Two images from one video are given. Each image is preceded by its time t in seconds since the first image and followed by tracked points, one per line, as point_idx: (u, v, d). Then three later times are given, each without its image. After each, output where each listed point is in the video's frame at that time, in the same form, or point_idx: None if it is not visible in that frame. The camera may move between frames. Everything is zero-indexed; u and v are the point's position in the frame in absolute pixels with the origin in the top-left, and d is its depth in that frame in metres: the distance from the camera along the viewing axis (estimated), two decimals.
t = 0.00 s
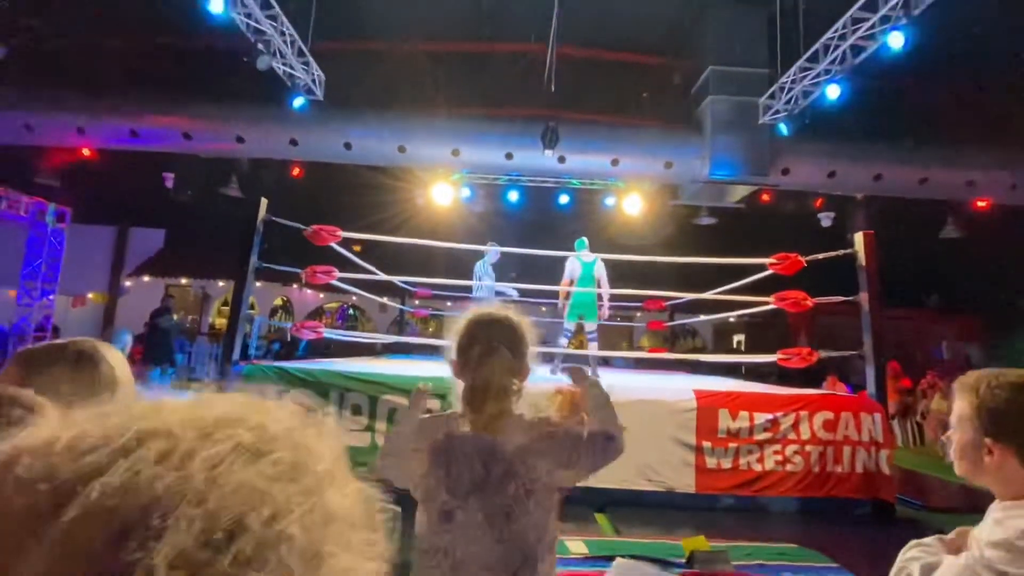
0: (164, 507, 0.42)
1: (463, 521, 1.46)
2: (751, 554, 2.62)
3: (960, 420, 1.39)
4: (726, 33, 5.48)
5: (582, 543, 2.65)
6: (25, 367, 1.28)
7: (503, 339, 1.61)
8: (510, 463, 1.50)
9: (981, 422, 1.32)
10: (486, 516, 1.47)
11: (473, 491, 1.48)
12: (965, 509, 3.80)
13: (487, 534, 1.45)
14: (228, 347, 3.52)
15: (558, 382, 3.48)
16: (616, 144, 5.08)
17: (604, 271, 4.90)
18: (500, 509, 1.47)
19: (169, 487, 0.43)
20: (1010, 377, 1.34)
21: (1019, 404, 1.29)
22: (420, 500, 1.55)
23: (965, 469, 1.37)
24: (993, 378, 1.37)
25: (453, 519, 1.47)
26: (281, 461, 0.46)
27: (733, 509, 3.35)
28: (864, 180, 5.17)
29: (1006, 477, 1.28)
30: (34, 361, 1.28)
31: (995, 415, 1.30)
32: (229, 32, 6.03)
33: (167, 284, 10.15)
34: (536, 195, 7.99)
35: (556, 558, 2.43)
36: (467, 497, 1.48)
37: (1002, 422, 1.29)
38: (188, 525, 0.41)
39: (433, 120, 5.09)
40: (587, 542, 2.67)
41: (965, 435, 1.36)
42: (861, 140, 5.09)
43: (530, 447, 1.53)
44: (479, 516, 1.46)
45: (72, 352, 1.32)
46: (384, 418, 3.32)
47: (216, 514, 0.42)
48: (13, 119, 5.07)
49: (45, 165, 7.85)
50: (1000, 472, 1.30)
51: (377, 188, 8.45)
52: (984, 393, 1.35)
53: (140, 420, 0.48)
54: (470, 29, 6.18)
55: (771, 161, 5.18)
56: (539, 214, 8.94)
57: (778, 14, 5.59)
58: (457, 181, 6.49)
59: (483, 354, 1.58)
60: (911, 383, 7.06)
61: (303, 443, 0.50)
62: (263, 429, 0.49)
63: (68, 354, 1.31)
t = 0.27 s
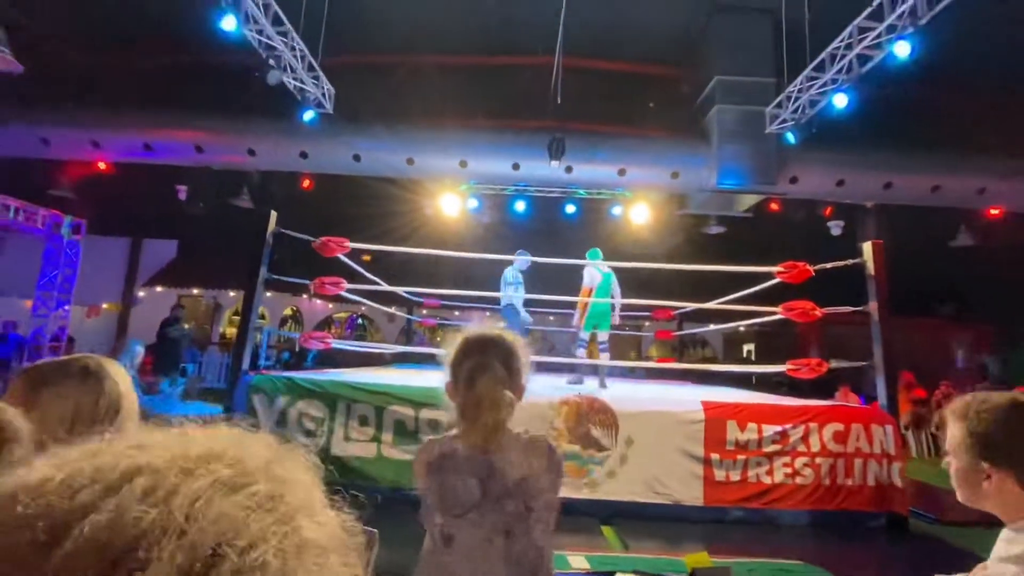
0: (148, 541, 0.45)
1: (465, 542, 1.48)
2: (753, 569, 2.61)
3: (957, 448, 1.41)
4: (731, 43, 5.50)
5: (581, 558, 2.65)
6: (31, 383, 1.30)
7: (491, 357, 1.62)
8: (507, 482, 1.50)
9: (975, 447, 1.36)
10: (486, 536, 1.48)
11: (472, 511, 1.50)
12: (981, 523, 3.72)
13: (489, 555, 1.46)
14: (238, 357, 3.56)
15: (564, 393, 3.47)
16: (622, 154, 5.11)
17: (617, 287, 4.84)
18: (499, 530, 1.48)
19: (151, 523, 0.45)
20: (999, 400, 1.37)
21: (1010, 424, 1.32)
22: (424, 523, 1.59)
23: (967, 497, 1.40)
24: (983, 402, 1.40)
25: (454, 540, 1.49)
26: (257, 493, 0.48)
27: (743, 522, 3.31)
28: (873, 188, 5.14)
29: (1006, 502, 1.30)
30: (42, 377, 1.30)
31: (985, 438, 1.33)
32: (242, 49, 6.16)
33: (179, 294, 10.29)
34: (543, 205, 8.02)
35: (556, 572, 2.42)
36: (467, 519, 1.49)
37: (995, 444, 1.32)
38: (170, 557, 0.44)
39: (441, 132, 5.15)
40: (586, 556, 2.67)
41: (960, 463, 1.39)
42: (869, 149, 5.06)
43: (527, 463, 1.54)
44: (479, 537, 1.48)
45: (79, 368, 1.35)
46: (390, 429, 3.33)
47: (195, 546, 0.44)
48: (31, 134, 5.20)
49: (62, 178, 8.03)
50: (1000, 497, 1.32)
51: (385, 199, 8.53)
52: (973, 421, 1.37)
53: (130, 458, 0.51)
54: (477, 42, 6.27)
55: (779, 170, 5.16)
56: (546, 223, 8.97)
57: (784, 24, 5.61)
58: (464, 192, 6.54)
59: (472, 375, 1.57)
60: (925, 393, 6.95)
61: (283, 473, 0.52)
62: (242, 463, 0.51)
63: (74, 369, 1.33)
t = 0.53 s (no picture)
0: (240, 522, 0.45)
1: (491, 540, 1.48)
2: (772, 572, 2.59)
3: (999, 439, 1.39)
4: (744, 42, 5.46)
5: (598, 559, 2.64)
6: (70, 390, 1.35)
7: (508, 360, 1.63)
8: (531, 480, 1.51)
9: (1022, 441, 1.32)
10: (511, 534, 1.48)
11: (497, 508, 1.50)
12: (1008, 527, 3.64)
13: (515, 552, 1.46)
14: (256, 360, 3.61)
15: (578, 395, 3.46)
16: (634, 155, 5.09)
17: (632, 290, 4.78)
18: (524, 528, 1.48)
19: (240, 506, 0.46)
20: None
21: None
22: (446, 525, 1.57)
23: (1005, 488, 1.38)
24: None
25: (480, 539, 1.48)
26: (321, 486, 0.50)
27: (761, 526, 3.28)
28: (892, 186, 5.06)
29: None
30: (81, 385, 1.35)
31: None
32: (257, 57, 6.27)
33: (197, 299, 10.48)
34: (556, 206, 8.00)
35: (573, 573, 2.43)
36: (493, 516, 1.50)
37: None
38: (258, 536, 0.45)
39: (453, 135, 5.19)
40: (602, 558, 2.67)
41: (1004, 456, 1.36)
42: (887, 146, 4.98)
43: (548, 462, 1.55)
44: (505, 535, 1.48)
45: (115, 380, 1.39)
46: (406, 431, 3.36)
47: (278, 530, 0.45)
48: (57, 144, 5.35)
49: (86, 186, 8.23)
50: None
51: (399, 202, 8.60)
52: (1022, 411, 1.35)
53: (208, 452, 0.52)
54: (487, 46, 6.30)
55: (795, 169, 5.10)
56: (559, 225, 8.98)
57: (798, 21, 5.54)
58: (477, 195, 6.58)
59: (491, 378, 1.57)
60: (948, 394, 6.81)
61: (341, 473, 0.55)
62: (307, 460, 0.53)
63: (108, 378, 1.39)
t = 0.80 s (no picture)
0: (256, 501, 0.45)
1: (502, 531, 1.51)
2: (796, 570, 2.55)
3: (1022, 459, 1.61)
4: (762, 29, 5.34)
5: (617, 554, 2.63)
6: (103, 386, 1.39)
7: (528, 357, 1.62)
8: (543, 478, 1.50)
9: None
10: (521, 527, 1.49)
11: (509, 502, 1.51)
12: None
13: (525, 546, 1.48)
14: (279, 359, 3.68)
15: (596, 391, 3.43)
16: (651, 148, 5.03)
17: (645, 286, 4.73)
18: (536, 522, 1.49)
19: (257, 487, 0.46)
20: None
21: None
22: (465, 514, 1.62)
23: None
24: None
25: (491, 529, 1.52)
26: (339, 472, 0.48)
27: (785, 523, 3.23)
28: (920, 173, 4.89)
29: None
30: (113, 382, 1.39)
31: None
32: (274, 61, 6.37)
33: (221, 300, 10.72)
34: (572, 202, 7.96)
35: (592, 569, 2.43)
36: (505, 509, 1.51)
37: None
38: (271, 518, 0.44)
39: (467, 133, 5.20)
40: (622, 553, 2.65)
41: None
42: (914, 132, 4.82)
43: (563, 461, 1.54)
44: (516, 527, 1.50)
45: (145, 378, 1.43)
46: (425, 428, 3.39)
47: (291, 514, 0.44)
48: (85, 151, 5.53)
49: (114, 192, 8.49)
50: None
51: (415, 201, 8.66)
52: None
53: (234, 435, 0.52)
54: (500, 42, 6.29)
55: (817, 158, 4.98)
56: (576, 221, 8.93)
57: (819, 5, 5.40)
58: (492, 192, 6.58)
59: (510, 374, 1.56)
60: (981, 389, 6.58)
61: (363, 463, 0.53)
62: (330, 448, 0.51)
63: (139, 374, 1.43)
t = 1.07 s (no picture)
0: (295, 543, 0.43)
1: (535, 529, 1.48)
2: None
3: None
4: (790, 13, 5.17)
5: (652, 559, 2.61)
6: (150, 395, 1.46)
7: (570, 358, 1.68)
8: (579, 476, 1.51)
9: None
10: (556, 524, 1.48)
11: (544, 499, 1.50)
12: None
13: (559, 543, 1.46)
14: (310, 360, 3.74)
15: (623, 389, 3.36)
16: (674, 140, 4.94)
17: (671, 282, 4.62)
18: (569, 520, 1.48)
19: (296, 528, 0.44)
20: None
21: None
22: (489, 513, 1.58)
23: None
24: None
25: (525, 526, 1.49)
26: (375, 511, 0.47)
27: (823, 523, 3.13)
28: (962, 157, 4.66)
29: None
30: (159, 392, 1.46)
31: None
32: (298, 67, 6.49)
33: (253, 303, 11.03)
34: (595, 197, 7.88)
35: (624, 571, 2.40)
36: (539, 505, 1.49)
37: None
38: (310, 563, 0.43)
39: (488, 132, 5.20)
40: (657, 559, 2.63)
41: None
42: (955, 114, 4.60)
43: (595, 461, 1.57)
44: (550, 525, 1.48)
45: (189, 387, 1.49)
46: (453, 427, 3.41)
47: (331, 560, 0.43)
48: (122, 162, 5.74)
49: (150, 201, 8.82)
50: None
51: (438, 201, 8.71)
52: None
53: (266, 471, 0.50)
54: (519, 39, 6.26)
55: (850, 145, 4.79)
56: (598, 216, 8.85)
57: None
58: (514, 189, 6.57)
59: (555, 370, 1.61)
60: None
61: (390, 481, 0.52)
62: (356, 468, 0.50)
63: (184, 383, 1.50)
